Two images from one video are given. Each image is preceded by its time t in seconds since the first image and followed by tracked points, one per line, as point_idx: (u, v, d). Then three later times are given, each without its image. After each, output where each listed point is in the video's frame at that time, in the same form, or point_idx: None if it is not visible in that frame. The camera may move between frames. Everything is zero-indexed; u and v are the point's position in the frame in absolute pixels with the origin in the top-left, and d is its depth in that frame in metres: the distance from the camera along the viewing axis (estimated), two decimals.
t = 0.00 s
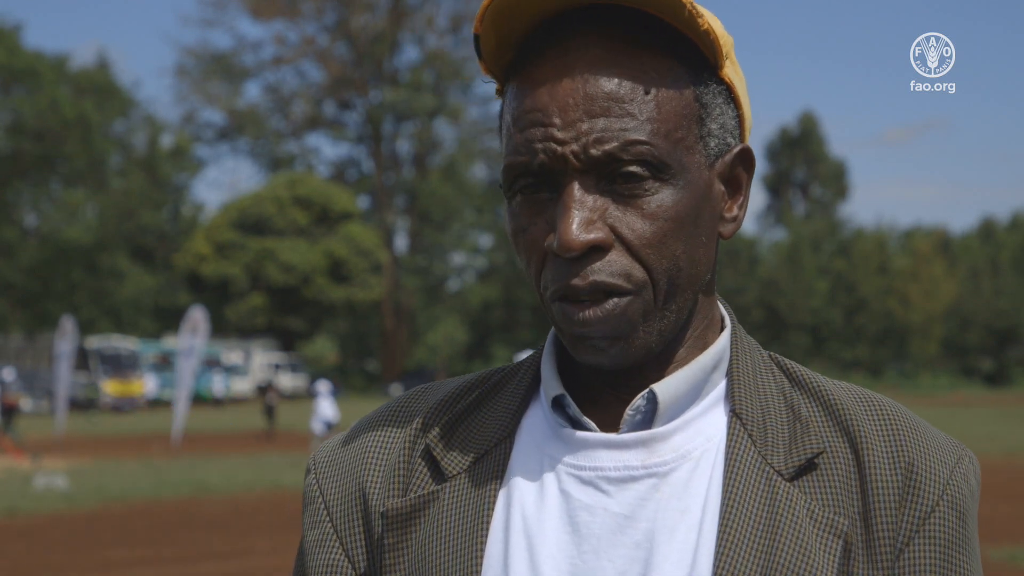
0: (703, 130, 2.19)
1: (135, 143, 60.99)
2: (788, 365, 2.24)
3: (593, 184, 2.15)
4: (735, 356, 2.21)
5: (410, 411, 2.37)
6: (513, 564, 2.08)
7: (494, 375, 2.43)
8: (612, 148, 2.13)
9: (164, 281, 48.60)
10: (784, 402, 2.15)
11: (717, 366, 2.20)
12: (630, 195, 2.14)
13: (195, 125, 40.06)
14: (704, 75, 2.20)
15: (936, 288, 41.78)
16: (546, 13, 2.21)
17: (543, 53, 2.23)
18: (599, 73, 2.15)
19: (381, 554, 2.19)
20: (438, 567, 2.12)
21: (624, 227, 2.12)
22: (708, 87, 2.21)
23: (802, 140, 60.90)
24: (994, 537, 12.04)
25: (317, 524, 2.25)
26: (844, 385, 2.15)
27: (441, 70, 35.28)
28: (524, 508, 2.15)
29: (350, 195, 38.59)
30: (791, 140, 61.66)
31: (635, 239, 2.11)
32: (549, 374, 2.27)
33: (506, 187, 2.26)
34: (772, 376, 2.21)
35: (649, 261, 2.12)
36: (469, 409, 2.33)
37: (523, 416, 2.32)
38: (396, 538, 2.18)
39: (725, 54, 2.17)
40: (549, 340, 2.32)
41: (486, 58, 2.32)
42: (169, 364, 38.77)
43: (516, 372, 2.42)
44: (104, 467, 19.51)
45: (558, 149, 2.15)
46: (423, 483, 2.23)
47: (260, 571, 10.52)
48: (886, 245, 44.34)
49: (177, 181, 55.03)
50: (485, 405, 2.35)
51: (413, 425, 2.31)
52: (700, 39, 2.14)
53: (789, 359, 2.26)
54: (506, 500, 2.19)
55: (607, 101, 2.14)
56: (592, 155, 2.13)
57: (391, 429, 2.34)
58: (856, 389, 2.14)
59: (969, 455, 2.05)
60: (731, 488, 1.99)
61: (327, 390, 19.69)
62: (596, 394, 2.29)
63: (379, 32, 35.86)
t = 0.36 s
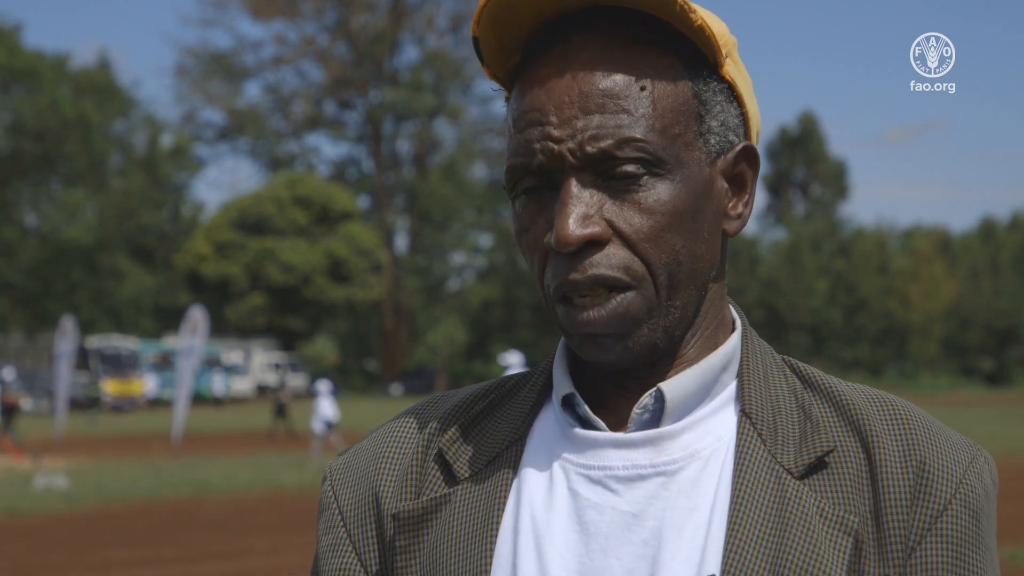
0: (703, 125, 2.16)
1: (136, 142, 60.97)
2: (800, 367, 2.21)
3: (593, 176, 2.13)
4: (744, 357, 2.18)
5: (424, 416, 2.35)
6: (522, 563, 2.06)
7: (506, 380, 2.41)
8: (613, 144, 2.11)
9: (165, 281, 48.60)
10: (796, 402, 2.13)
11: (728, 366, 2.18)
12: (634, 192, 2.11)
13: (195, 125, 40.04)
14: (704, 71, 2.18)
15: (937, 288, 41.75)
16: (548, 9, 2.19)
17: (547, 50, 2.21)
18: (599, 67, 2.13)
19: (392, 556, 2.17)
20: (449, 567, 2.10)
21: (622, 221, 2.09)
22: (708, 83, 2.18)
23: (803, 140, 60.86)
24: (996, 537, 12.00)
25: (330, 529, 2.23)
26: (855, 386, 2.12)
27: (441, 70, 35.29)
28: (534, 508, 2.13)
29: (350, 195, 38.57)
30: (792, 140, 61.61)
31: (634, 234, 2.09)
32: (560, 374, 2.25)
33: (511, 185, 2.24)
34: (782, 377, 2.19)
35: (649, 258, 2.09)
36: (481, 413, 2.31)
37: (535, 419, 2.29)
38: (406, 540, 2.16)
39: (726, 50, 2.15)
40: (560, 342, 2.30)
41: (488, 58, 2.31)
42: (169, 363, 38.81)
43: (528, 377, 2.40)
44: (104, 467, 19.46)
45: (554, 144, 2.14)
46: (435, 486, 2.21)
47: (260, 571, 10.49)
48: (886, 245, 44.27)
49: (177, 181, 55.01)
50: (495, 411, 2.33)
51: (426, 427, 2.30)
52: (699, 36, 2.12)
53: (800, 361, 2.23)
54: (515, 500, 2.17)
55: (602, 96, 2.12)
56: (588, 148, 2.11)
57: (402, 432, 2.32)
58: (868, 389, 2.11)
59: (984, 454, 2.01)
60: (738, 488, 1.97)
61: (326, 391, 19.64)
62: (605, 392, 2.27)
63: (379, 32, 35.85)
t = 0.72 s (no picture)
0: (700, 118, 2.16)
1: (135, 142, 60.91)
2: (807, 366, 2.20)
3: (581, 170, 2.12)
4: (750, 357, 2.17)
5: (427, 414, 2.34)
6: (531, 567, 2.05)
7: (506, 377, 2.41)
8: (606, 138, 2.10)
9: (165, 280, 48.61)
10: (802, 403, 2.11)
11: (733, 366, 2.17)
12: (633, 187, 2.10)
13: (195, 124, 40.05)
14: (699, 61, 2.17)
15: (937, 288, 41.73)
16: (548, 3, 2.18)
17: (544, 45, 2.21)
18: (592, 60, 2.13)
19: (398, 556, 2.16)
20: (453, 568, 2.10)
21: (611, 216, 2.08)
22: (697, 72, 2.17)
23: (802, 139, 60.87)
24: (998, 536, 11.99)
25: (335, 528, 2.22)
26: (862, 386, 2.11)
27: (441, 70, 35.30)
28: (540, 511, 2.11)
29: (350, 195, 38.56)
30: (792, 139, 61.61)
31: (631, 227, 2.07)
32: (567, 375, 2.24)
33: (504, 176, 2.23)
34: (788, 376, 2.18)
35: (641, 255, 2.08)
36: (485, 412, 2.29)
37: (539, 422, 2.28)
38: (412, 541, 2.15)
39: (719, 44, 2.15)
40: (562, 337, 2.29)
41: (484, 50, 2.32)
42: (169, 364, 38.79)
43: (533, 375, 2.39)
44: (104, 467, 19.43)
45: (548, 133, 2.13)
46: (440, 486, 2.19)
47: (260, 570, 10.49)
48: (886, 245, 44.24)
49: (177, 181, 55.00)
50: (500, 408, 2.32)
51: (429, 427, 2.28)
52: (692, 29, 2.12)
53: (807, 360, 2.22)
54: (522, 501, 2.16)
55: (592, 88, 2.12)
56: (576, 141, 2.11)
57: (406, 428, 2.32)
58: (869, 388, 2.11)
59: (990, 453, 2.01)
60: (748, 491, 1.95)
61: (326, 391, 19.64)
62: (609, 392, 2.26)
63: (379, 32, 35.82)
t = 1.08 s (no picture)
0: (684, 118, 2.15)
1: (135, 142, 60.86)
2: (792, 364, 2.20)
3: (548, 170, 2.12)
4: (734, 356, 2.17)
5: (413, 415, 2.33)
6: (512, 567, 2.05)
7: (493, 375, 2.40)
8: (581, 139, 2.09)
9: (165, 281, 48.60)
10: (786, 400, 2.11)
11: (717, 364, 2.17)
12: (611, 190, 2.09)
13: (195, 124, 40.05)
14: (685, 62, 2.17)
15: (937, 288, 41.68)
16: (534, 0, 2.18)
17: (531, 42, 2.21)
18: (571, 60, 2.13)
19: (384, 554, 2.16)
20: (437, 567, 2.10)
21: (569, 217, 2.08)
22: (677, 75, 2.15)
23: (803, 139, 60.84)
24: (999, 537, 11.96)
25: (323, 526, 2.22)
26: (846, 383, 2.11)
27: (441, 70, 35.29)
28: (522, 509, 2.12)
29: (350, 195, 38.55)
30: (792, 139, 61.59)
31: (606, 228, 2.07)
32: (551, 376, 2.24)
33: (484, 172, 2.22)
34: (773, 374, 2.18)
35: (616, 255, 2.08)
36: (472, 410, 2.29)
37: (525, 420, 2.27)
38: (399, 540, 2.15)
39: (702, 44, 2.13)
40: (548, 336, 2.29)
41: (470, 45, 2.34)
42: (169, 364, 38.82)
43: (520, 372, 2.39)
44: (105, 467, 19.41)
45: (527, 132, 2.12)
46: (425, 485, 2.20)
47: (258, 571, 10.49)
48: (886, 246, 44.20)
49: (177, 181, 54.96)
50: (488, 407, 2.32)
51: (416, 428, 2.28)
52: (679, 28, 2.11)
53: (793, 358, 2.22)
54: (505, 501, 2.15)
55: (567, 86, 2.12)
56: (539, 141, 2.11)
57: (392, 427, 2.31)
58: (854, 385, 2.11)
59: (976, 453, 2.01)
60: (727, 491, 1.96)
61: (326, 391, 19.65)
62: (593, 389, 2.26)
63: (379, 31, 35.81)
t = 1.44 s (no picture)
0: (674, 123, 2.16)
1: (134, 142, 60.85)
2: (772, 363, 2.22)
3: (535, 170, 2.13)
4: (714, 356, 2.18)
5: (394, 414, 2.34)
6: (494, 566, 2.05)
7: (474, 375, 2.41)
8: (569, 142, 2.10)
9: (165, 280, 48.66)
10: (766, 401, 2.12)
11: (697, 365, 2.18)
12: (601, 192, 2.10)
13: (195, 124, 40.04)
14: (675, 69, 2.17)
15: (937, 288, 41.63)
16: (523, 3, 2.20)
17: (525, 41, 2.22)
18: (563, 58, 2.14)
19: (365, 555, 2.16)
20: (418, 567, 2.10)
21: (555, 217, 2.09)
22: (663, 85, 2.16)
23: (802, 139, 60.87)
24: (999, 537, 11.96)
25: (302, 525, 2.22)
26: (826, 383, 2.12)
27: (441, 70, 35.29)
28: (505, 509, 2.12)
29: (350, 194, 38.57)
30: (791, 139, 61.63)
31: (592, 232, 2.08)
32: (531, 375, 2.25)
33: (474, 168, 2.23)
34: (752, 373, 2.19)
35: (596, 258, 2.09)
36: (453, 410, 2.30)
37: (505, 420, 2.29)
38: (380, 539, 2.16)
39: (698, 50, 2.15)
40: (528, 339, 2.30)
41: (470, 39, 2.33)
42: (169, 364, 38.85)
43: (501, 372, 2.40)
44: (105, 467, 19.44)
45: (519, 130, 2.13)
46: (405, 486, 2.21)
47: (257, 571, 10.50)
48: (885, 246, 44.19)
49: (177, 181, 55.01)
50: (469, 406, 2.33)
51: (396, 429, 2.29)
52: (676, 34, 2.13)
53: (773, 357, 2.24)
54: (486, 502, 2.16)
55: (559, 86, 2.13)
56: (529, 140, 2.12)
57: (378, 423, 2.33)
58: (837, 385, 2.12)
59: (955, 454, 2.02)
60: (707, 490, 1.96)
61: (326, 391, 19.65)
62: (573, 389, 2.28)
63: (379, 31, 35.80)
